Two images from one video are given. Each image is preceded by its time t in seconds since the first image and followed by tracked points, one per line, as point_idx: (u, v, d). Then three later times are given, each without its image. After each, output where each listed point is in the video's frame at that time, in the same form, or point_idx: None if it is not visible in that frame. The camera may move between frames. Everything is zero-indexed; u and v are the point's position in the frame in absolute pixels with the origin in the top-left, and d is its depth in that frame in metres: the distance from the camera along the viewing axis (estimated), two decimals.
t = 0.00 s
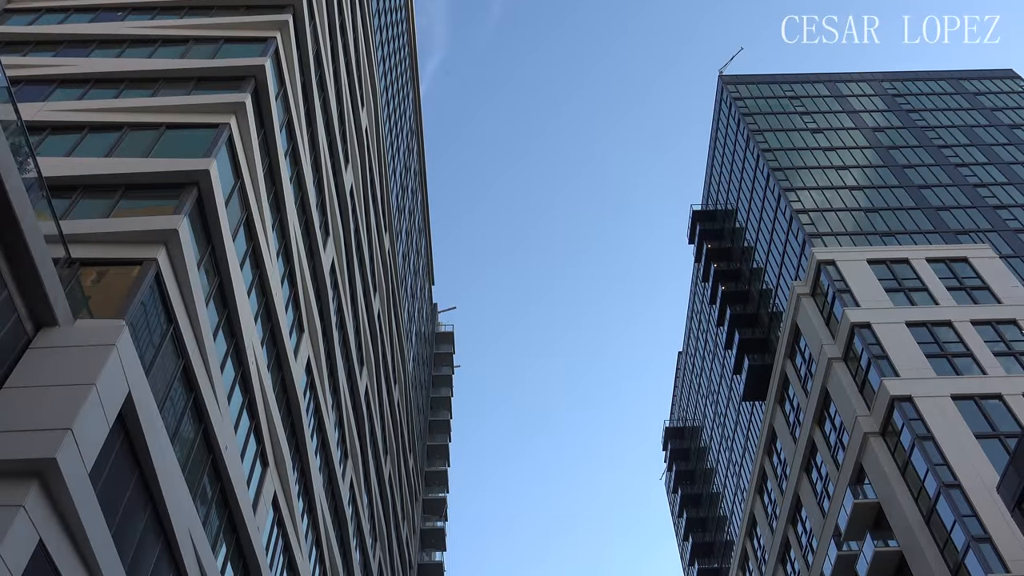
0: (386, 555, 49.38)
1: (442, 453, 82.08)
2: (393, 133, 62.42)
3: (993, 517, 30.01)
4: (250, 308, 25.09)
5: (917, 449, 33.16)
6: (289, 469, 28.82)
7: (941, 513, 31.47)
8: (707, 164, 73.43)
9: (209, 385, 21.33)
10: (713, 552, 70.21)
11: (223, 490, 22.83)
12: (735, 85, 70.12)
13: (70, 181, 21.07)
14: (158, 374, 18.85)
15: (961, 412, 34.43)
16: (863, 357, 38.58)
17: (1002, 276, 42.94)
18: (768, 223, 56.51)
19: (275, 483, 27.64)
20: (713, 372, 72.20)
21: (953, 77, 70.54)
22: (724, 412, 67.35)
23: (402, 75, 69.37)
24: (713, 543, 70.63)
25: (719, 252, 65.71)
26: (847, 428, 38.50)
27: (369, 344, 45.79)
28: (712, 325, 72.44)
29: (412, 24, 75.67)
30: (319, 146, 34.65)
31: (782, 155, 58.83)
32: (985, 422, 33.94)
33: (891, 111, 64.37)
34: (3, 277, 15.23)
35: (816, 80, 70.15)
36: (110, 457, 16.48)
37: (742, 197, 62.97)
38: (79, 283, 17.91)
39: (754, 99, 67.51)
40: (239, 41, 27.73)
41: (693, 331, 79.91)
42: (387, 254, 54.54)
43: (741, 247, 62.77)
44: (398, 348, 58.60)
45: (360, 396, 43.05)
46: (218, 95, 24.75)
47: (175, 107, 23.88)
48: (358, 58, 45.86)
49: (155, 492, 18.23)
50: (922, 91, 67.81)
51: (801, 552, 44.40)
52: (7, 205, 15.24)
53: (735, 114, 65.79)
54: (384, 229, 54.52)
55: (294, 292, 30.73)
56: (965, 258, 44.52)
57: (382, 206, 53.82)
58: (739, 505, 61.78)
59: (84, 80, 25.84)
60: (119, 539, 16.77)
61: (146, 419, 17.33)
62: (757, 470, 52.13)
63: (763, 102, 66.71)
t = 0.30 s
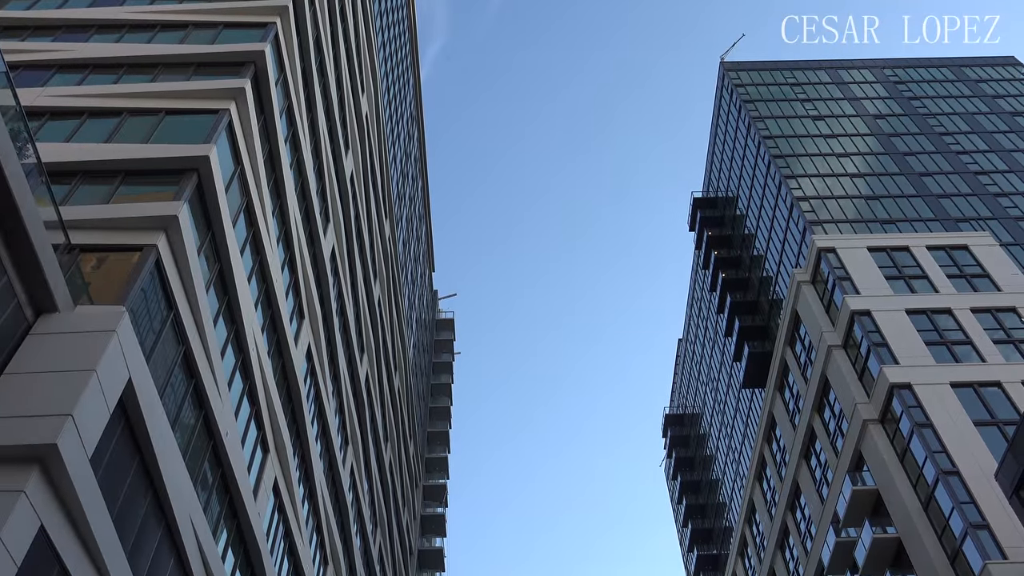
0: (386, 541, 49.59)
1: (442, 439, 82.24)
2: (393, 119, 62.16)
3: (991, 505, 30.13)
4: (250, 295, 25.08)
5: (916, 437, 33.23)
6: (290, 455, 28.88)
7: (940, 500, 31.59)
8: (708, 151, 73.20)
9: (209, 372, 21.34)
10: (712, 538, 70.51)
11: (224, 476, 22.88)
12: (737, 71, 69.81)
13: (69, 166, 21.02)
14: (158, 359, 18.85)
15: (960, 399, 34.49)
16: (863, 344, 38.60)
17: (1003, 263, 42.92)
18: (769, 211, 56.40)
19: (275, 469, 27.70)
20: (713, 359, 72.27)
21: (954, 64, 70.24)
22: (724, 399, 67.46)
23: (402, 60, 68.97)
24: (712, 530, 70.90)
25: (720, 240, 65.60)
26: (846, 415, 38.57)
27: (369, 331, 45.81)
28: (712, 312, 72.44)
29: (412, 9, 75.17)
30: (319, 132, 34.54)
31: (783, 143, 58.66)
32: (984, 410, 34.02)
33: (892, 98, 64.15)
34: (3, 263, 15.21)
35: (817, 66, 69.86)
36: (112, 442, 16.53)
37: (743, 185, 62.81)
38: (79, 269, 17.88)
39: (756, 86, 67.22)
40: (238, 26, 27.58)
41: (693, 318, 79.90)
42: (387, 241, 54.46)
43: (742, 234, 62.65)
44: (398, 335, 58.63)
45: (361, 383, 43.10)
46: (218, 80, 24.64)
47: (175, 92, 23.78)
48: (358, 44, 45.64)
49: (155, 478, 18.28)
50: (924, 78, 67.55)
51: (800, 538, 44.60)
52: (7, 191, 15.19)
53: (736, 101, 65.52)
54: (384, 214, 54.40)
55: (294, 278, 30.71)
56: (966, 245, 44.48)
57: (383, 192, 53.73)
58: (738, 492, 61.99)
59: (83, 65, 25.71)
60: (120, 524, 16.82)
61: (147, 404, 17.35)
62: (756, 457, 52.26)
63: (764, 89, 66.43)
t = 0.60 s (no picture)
0: (387, 527, 49.83)
1: (443, 425, 82.45)
2: (394, 105, 61.92)
3: (991, 492, 30.20)
4: (252, 281, 25.09)
5: (916, 424, 33.30)
6: (291, 441, 28.97)
7: (939, 487, 31.68)
8: (710, 138, 72.97)
9: (211, 358, 21.39)
10: (712, 524, 70.77)
11: (226, 462, 22.96)
12: (739, 58, 69.51)
13: (70, 152, 21.00)
14: (160, 345, 18.89)
15: (960, 387, 34.54)
16: (864, 332, 38.57)
17: (1004, 251, 42.86)
18: (771, 198, 56.26)
19: (277, 454, 27.80)
20: (714, 346, 72.29)
21: (958, 51, 69.93)
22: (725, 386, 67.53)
23: (404, 45, 68.64)
24: (712, 516, 71.19)
25: (721, 227, 65.46)
26: (847, 402, 38.62)
27: (370, 318, 45.85)
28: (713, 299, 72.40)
29: None
30: (320, 118, 34.44)
31: (785, 130, 58.45)
32: (984, 397, 34.08)
33: (895, 85, 63.88)
34: (3, 248, 15.21)
35: (820, 53, 69.50)
36: (114, 428, 16.59)
37: (745, 172, 62.65)
38: (79, 256, 17.87)
39: (758, 73, 66.91)
40: (239, 12, 27.43)
41: (694, 306, 79.89)
42: (388, 227, 54.40)
43: (743, 221, 62.54)
44: (399, 321, 58.67)
45: (362, 369, 43.19)
46: (218, 66, 24.55)
47: (175, 78, 23.70)
48: (359, 30, 45.45)
49: (158, 464, 18.35)
50: (927, 65, 67.25)
51: (800, 525, 44.75)
52: (7, 176, 15.15)
53: (738, 87, 65.25)
54: (385, 200, 54.32)
55: (296, 264, 30.70)
56: (968, 233, 44.39)
57: (384, 178, 53.64)
58: (738, 479, 62.18)
59: (83, 51, 25.59)
60: (122, 510, 16.90)
61: (149, 390, 17.41)
62: (757, 444, 52.39)
63: (767, 76, 66.11)
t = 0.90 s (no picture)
0: (389, 513, 50.00)
1: (445, 412, 82.62)
2: (396, 91, 61.61)
3: (991, 479, 30.26)
4: (254, 267, 25.08)
5: (917, 412, 33.35)
6: (293, 427, 29.03)
7: (940, 474, 31.75)
8: (712, 125, 72.72)
9: (213, 344, 21.42)
10: (713, 511, 70.98)
11: (228, 448, 23.04)
12: (742, 44, 69.15)
13: (72, 138, 20.94)
14: (162, 330, 18.90)
15: (961, 375, 34.56)
16: (866, 320, 38.54)
17: (1007, 239, 42.77)
18: (774, 186, 56.08)
19: (279, 440, 27.89)
20: (716, 334, 72.30)
21: (962, 37, 69.57)
22: (726, 373, 67.59)
23: (406, 31, 68.25)
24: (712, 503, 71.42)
25: (724, 214, 65.30)
26: (848, 389, 38.65)
27: (372, 304, 45.86)
28: (715, 287, 72.34)
29: None
30: (322, 104, 34.32)
31: (789, 117, 58.19)
32: (985, 385, 34.11)
33: (899, 71, 63.58)
34: (4, 233, 15.18)
35: (824, 38, 69.07)
36: (116, 414, 16.63)
37: (748, 159, 62.46)
38: (81, 241, 17.83)
39: (762, 59, 66.58)
40: None
41: (696, 293, 79.85)
42: (390, 214, 54.27)
43: (746, 209, 62.40)
44: (401, 308, 58.61)
45: (364, 356, 43.24)
46: (219, 51, 24.42)
47: (177, 63, 23.57)
48: (360, 15, 45.23)
49: (160, 450, 18.41)
50: (931, 51, 66.91)
51: (800, 512, 44.91)
52: (8, 161, 15.07)
53: (741, 74, 64.96)
54: (387, 186, 54.18)
55: (298, 250, 30.67)
56: (971, 220, 44.28)
57: (386, 164, 53.47)
58: (739, 465, 62.35)
59: (83, 36, 25.43)
60: (125, 495, 16.95)
61: (152, 376, 17.44)
62: (758, 431, 52.49)
63: (770, 62, 65.76)
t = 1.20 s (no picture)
0: (390, 498, 50.19)
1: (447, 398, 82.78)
2: (398, 76, 61.36)
3: (992, 466, 30.32)
4: (255, 252, 25.06)
5: (918, 398, 33.39)
6: (295, 412, 29.10)
7: (940, 460, 31.82)
8: (715, 111, 72.43)
9: (215, 329, 21.45)
10: (714, 496, 71.19)
11: (231, 432, 23.12)
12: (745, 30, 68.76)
13: (73, 122, 20.88)
14: (164, 315, 18.92)
15: (963, 361, 34.57)
16: (867, 306, 38.51)
17: (1010, 226, 42.67)
18: (776, 172, 55.93)
19: (281, 425, 27.98)
20: (717, 320, 72.28)
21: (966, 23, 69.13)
22: (727, 359, 67.63)
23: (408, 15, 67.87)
24: (713, 488, 71.71)
25: (726, 200, 65.12)
26: (849, 376, 38.69)
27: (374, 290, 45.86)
28: (716, 273, 72.27)
29: None
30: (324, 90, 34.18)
31: (792, 103, 57.94)
32: (987, 371, 34.15)
33: (902, 57, 63.26)
34: (6, 217, 15.15)
35: (828, 24, 68.65)
36: (119, 398, 16.68)
37: (750, 144, 62.27)
38: (83, 226, 17.80)
39: (765, 45, 66.24)
40: None
41: (698, 280, 79.79)
42: (392, 200, 54.16)
43: (748, 195, 62.25)
44: (402, 294, 58.62)
45: (366, 342, 43.29)
46: (220, 36, 24.29)
47: (178, 48, 23.46)
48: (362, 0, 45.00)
49: (163, 434, 18.46)
50: (935, 37, 66.53)
51: (801, 497, 45.06)
52: (9, 146, 14.99)
53: (744, 60, 64.64)
54: (389, 172, 54.05)
55: (300, 236, 30.63)
56: (974, 207, 44.15)
57: (387, 150, 53.32)
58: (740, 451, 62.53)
59: (84, 20, 25.29)
60: (128, 479, 17.02)
61: (154, 360, 17.47)
62: (759, 417, 52.60)
63: (774, 48, 65.41)
